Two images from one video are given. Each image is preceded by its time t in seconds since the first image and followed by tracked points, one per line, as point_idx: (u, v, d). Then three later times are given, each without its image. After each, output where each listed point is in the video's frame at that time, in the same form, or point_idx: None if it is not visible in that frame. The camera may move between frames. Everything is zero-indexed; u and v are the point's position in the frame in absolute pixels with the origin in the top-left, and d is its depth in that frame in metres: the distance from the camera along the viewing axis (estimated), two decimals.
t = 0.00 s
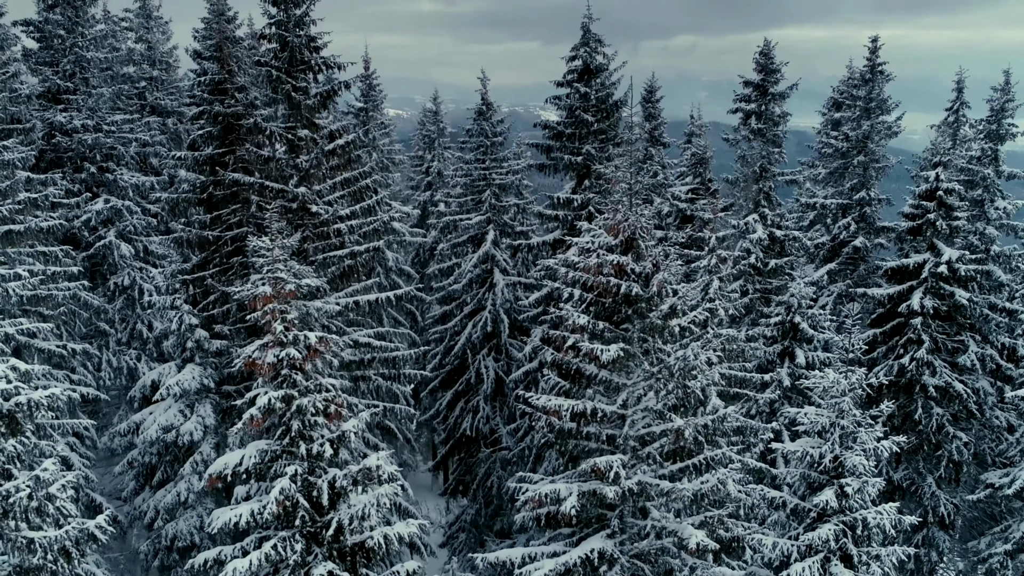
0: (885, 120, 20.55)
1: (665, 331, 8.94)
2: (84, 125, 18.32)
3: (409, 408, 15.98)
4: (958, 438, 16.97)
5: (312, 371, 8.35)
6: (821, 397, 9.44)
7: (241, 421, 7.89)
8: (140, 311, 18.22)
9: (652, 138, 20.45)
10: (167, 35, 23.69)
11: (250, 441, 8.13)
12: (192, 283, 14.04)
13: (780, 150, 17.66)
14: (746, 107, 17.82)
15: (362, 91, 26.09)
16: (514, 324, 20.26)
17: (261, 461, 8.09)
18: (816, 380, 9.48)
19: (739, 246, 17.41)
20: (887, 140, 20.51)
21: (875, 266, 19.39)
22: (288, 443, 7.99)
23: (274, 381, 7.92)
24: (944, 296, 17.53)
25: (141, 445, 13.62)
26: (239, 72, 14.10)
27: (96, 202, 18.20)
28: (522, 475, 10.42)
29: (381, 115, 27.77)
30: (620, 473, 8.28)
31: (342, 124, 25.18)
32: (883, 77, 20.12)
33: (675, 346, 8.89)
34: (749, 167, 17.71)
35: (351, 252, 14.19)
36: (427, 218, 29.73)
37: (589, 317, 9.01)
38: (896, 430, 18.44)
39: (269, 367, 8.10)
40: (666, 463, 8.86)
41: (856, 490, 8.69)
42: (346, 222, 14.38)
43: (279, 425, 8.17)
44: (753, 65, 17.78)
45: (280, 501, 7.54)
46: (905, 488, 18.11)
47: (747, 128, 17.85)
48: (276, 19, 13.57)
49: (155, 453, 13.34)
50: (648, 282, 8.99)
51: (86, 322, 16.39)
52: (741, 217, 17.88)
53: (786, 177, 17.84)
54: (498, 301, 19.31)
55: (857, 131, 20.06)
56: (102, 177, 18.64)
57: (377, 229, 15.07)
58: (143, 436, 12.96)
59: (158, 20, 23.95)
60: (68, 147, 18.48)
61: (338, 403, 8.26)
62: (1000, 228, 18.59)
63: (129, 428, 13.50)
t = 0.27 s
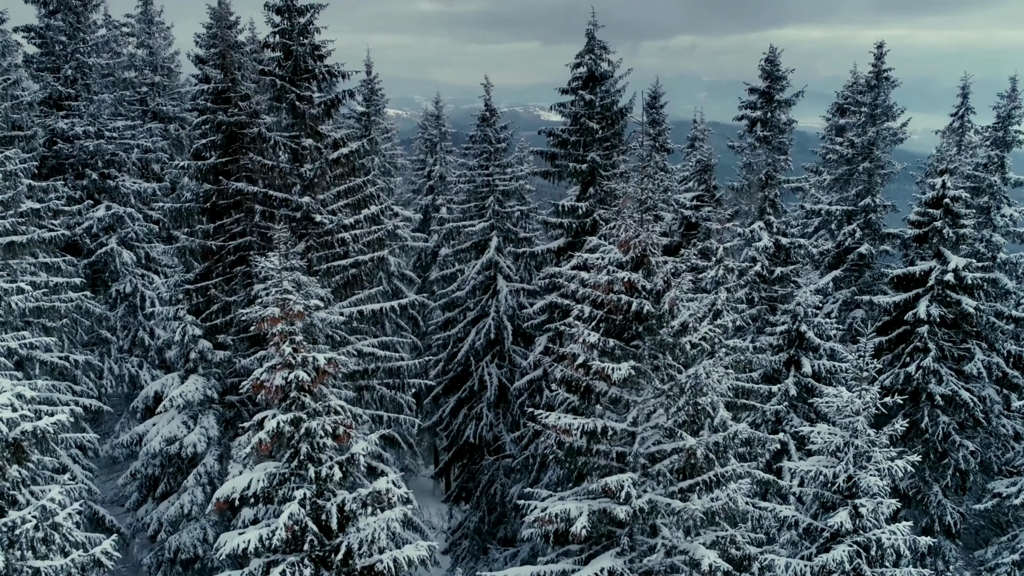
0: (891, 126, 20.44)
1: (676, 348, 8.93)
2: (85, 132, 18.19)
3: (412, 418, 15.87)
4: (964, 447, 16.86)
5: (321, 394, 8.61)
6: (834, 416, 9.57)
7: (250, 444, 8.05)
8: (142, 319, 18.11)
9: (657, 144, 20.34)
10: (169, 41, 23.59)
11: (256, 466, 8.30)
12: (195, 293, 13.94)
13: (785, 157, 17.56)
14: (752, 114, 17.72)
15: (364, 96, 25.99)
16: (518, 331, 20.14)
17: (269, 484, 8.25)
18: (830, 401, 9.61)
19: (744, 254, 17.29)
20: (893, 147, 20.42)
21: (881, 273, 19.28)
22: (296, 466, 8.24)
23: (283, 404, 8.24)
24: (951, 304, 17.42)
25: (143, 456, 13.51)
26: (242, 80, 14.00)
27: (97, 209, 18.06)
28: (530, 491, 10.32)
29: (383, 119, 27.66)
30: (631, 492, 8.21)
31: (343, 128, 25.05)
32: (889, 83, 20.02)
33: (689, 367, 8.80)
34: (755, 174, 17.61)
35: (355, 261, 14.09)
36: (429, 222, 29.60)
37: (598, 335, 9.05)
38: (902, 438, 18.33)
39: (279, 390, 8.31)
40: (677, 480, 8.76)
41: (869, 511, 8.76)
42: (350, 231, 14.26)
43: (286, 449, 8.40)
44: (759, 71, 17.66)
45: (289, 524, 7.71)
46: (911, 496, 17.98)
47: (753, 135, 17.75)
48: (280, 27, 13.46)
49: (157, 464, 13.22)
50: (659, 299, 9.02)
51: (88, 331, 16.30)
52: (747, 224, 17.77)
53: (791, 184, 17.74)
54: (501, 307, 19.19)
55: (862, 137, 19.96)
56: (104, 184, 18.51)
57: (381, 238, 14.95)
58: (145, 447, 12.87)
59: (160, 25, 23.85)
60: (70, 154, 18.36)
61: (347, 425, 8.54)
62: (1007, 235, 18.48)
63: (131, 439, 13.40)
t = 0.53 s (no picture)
0: (896, 131, 20.36)
1: (686, 363, 8.89)
2: (87, 137, 18.08)
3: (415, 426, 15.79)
4: (970, 455, 16.77)
5: (329, 414, 8.69)
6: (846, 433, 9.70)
7: (256, 465, 8.11)
8: (144, 326, 18.02)
9: (660, 149, 20.26)
10: (171, 45, 23.52)
11: (262, 485, 8.27)
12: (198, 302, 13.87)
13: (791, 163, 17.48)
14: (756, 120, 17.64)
15: (366, 100, 25.91)
16: (521, 337, 20.03)
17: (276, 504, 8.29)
18: (842, 419, 9.73)
19: (749, 260, 17.21)
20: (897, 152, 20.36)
21: (885, 279, 19.22)
22: (303, 486, 8.35)
23: (291, 424, 8.25)
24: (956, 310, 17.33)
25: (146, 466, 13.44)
26: (246, 88, 13.92)
27: (98, 215, 17.94)
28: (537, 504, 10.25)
29: (385, 123, 27.58)
30: (641, 510, 8.15)
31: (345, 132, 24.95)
32: (894, 88, 19.93)
33: (698, 381, 8.79)
34: (759, 180, 17.54)
35: (359, 270, 14.00)
36: (431, 226, 29.53)
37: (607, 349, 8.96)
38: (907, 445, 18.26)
39: (286, 410, 8.35)
40: (687, 495, 8.70)
41: (881, 528, 8.83)
42: (354, 239, 14.15)
43: (293, 469, 8.48)
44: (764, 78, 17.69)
45: (296, 547, 7.76)
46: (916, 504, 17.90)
47: (758, 141, 17.67)
48: (283, 35, 13.39)
49: (160, 474, 13.15)
50: (668, 314, 9.00)
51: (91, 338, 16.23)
52: (752, 230, 17.69)
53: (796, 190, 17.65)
54: (504, 313, 19.10)
55: (867, 142, 19.88)
56: (105, 189, 18.40)
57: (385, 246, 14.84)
58: (148, 457, 12.80)
59: (161, 30, 23.77)
60: (71, 160, 18.26)
61: (355, 444, 8.59)
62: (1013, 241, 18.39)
63: (134, 449, 13.34)
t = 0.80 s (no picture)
0: (901, 137, 20.26)
1: (698, 381, 8.84)
2: (88, 144, 17.96)
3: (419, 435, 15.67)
4: (976, 463, 16.68)
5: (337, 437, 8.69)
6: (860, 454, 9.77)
7: (265, 491, 8.12)
8: (146, 334, 17.92)
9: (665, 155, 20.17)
10: (173, 50, 23.42)
11: (271, 511, 8.43)
12: (201, 312, 13.78)
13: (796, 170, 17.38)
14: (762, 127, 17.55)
15: (368, 104, 25.81)
16: (524, 343, 19.90)
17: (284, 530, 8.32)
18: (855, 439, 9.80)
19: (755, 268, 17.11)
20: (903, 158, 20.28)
21: (891, 286, 19.13)
22: (312, 510, 8.33)
23: (299, 447, 8.18)
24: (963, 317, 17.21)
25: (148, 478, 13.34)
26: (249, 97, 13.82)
27: (100, 222, 17.80)
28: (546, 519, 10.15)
29: (387, 127, 27.46)
30: (652, 530, 8.05)
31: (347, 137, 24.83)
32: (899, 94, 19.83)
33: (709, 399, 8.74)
34: (765, 188, 17.44)
35: (364, 280, 13.90)
36: (432, 230, 29.44)
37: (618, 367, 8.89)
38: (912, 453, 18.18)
39: (295, 434, 8.32)
40: (697, 514, 8.62)
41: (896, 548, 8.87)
42: (357, 248, 14.02)
43: (301, 494, 8.49)
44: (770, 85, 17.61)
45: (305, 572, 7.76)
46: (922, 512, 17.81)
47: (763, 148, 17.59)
48: (287, 43, 13.27)
49: (162, 485, 13.04)
50: (680, 331, 8.92)
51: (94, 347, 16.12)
52: (757, 238, 17.58)
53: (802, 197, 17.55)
54: (508, 320, 18.99)
55: (872, 149, 19.79)
56: (106, 196, 18.28)
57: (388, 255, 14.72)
58: (151, 470, 12.69)
59: (163, 35, 23.68)
60: (72, 167, 18.15)
61: (363, 466, 8.57)
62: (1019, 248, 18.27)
63: (136, 461, 13.24)
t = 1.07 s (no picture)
0: (906, 144, 20.18)
1: (710, 400, 8.83)
2: (90, 151, 17.88)
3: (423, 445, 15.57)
4: (983, 473, 16.58)
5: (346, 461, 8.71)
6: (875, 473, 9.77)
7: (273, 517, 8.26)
8: (148, 342, 17.84)
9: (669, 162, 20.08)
10: (174, 55, 23.34)
11: (279, 537, 8.64)
12: (205, 323, 13.71)
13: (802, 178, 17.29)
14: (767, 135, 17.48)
15: (370, 109, 25.72)
16: (528, 350, 19.76)
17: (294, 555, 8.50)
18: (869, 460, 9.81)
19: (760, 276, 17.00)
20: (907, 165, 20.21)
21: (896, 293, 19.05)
22: (320, 535, 8.44)
23: (308, 472, 8.36)
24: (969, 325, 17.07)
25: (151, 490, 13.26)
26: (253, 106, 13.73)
27: (101, 229, 17.69)
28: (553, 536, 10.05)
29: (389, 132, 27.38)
30: (662, 551, 7.98)
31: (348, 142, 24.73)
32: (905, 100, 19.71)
33: (720, 418, 8.68)
34: (770, 195, 17.36)
35: (368, 290, 13.80)
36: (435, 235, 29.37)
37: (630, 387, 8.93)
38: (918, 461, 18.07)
39: (303, 458, 8.44)
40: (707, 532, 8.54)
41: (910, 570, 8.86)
42: (361, 257, 13.90)
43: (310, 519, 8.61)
44: (776, 92, 17.54)
45: None
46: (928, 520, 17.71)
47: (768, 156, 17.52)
48: (291, 53, 13.17)
49: (165, 497, 12.94)
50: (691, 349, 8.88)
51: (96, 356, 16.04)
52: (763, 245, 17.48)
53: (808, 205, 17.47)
54: (511, 328, 18.89)
55: (877, 155, 19.71)
56: (108, 203, 18.18)
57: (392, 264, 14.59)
58: (153, 482, 12.61)
59: (164, 41, 23.61)
60: (74, 174, 18.06)
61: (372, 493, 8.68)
62: None
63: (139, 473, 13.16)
